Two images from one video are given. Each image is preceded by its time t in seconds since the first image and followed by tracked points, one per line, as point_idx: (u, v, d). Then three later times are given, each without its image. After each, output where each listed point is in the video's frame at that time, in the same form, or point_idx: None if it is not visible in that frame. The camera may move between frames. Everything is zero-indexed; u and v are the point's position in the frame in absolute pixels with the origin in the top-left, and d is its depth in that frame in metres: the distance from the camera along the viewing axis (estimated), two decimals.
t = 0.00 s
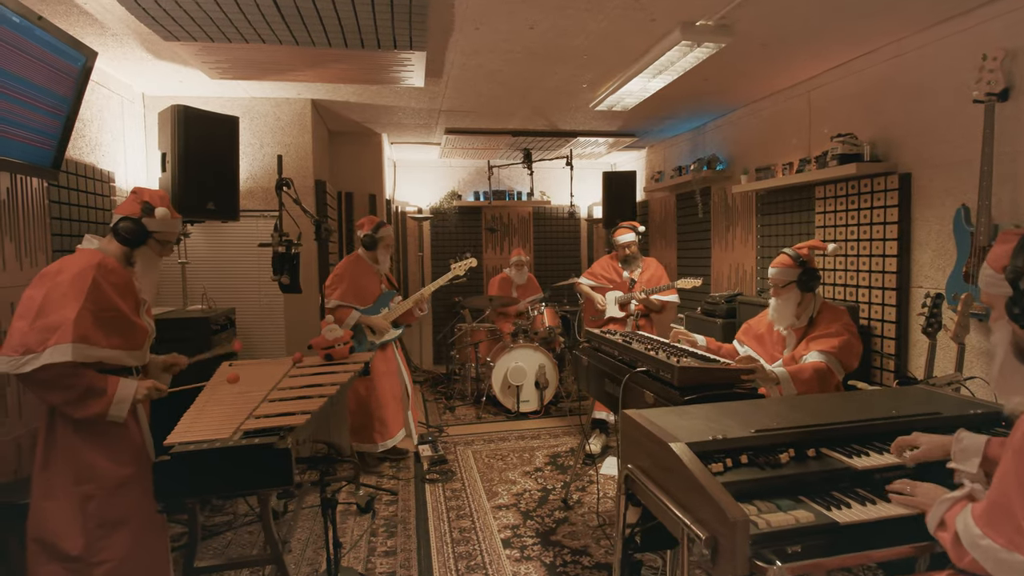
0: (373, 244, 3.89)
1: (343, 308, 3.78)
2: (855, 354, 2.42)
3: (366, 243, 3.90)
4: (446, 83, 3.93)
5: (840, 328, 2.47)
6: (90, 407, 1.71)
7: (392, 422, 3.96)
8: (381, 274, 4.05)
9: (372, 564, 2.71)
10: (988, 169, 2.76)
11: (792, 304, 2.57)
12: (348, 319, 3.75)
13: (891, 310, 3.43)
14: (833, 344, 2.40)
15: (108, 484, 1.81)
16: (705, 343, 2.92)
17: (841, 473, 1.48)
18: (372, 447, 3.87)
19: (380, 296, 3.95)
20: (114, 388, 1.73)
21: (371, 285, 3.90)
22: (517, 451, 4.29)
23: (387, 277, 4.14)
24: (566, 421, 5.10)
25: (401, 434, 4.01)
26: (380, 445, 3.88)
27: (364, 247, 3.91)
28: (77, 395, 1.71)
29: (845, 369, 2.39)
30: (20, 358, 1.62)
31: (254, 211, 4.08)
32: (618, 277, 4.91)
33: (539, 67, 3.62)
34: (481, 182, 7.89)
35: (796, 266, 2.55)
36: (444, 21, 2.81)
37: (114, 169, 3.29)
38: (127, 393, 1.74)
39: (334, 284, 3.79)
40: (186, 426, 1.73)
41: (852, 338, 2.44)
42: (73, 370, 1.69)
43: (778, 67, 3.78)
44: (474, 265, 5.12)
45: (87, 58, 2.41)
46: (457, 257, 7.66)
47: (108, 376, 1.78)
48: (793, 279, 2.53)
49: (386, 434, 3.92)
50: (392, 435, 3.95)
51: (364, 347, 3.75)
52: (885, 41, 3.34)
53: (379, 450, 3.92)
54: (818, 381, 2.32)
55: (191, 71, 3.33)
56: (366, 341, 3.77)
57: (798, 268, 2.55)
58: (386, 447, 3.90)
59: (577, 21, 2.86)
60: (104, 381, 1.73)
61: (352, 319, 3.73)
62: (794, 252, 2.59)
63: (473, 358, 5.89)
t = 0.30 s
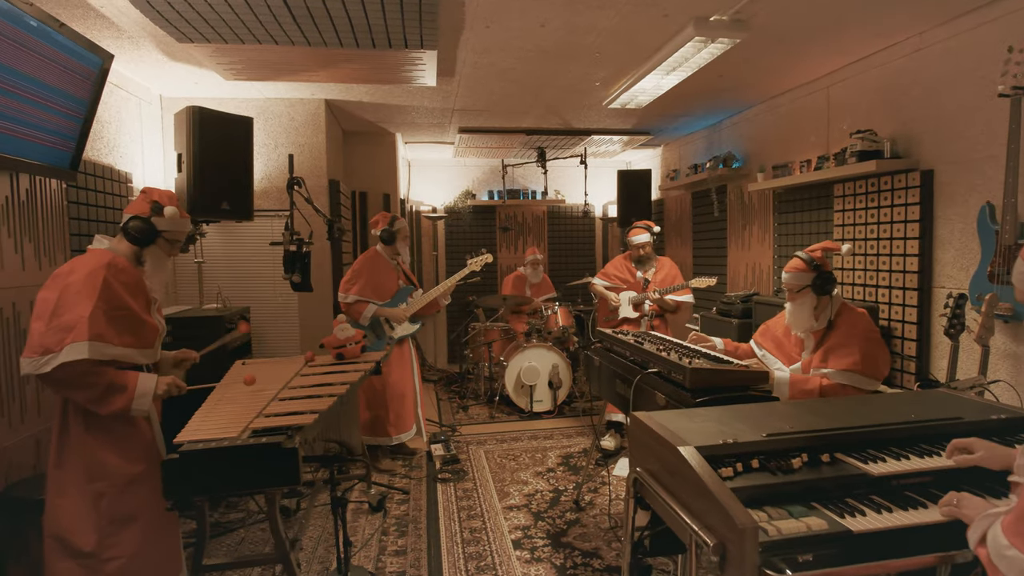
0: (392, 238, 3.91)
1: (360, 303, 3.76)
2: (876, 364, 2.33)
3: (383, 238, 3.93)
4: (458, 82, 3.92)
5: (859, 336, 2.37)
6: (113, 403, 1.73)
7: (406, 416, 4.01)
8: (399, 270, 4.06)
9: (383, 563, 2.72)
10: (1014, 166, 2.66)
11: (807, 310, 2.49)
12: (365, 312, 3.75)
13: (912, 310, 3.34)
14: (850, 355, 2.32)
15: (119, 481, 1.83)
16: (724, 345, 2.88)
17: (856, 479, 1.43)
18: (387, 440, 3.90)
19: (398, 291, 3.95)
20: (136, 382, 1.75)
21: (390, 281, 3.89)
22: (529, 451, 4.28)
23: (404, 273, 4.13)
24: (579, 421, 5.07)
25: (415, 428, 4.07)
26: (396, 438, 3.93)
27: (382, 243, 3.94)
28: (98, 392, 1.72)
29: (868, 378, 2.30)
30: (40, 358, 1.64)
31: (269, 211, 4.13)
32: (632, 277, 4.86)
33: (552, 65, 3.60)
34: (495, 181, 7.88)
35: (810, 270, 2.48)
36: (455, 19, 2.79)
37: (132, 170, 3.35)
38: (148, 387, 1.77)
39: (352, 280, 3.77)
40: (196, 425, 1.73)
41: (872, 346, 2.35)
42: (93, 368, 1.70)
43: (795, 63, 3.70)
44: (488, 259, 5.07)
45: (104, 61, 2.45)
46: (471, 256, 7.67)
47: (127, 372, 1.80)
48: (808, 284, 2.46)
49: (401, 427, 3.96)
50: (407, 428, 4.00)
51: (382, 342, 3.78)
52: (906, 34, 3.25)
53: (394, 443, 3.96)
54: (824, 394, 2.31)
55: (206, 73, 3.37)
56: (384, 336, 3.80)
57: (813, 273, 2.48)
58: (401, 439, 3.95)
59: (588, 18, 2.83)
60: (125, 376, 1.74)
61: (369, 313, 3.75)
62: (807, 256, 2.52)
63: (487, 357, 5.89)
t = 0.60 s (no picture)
0: (409, 241, 3.94)
1: (377, 302, 3.78)
2: (885, 366, 2.23)
3: (402, 241, 3.96)
4: (469, 82, 3.92)
5: (867, 335, 2.28)
6: (129, 403, 1.76)
7: (424, 416, 4.01)
8: (417, 273, 4.05)
9: (392, 563, 2.72)
10: None
11: (821, 309, 2.44)
12: (381, 311, 3.76)
13: (933, 312, 3.25)
14: (857, 355, 2.24)
15: (131, 479, 1.85)
16: (736, 346, 2.82)
17: (870, 486, 1.39)
18: (405, 442, 3.91)
19: (415, 293, 3.94)
20: (151, 383, 1.78)
21: (407, 283, 3.91)
22: (541, 452, 4.26)
23: (422, 275, 4.14)
24: (591, 422, 5.04)
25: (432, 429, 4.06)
26: (414, 441, 3.93)
27: (401, 245, 3.97)
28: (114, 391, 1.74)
29: (874, 380, 2.21)
30: (57, 358, 1.65)
31: (282, 211, 4.16)
32: (646, 277, 4.82)
33: (563, 63, 3.57)
34: (508, 181, 7.85)
35: (824, 269, 2.42)
36: (465, 18, 2.78)
37: (148, 171, 3.40)
38: (162, 388, 1.80)
39: (369, 279, 3.80)
40: (204, 424, 1.74)
41: (882, 347, 2.25)
42: (112, 368, 1.72)
43: (812, 59, 3.63)
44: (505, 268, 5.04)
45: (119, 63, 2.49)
46: (485, 256, 7.67)
47: (140, 371, 1.82)
48: (822, 282, 2.42)
49: (418, 429, 3.96)
50: (423, 430, 4.00)
51: (398, 342, 3.78)
52: (927, 28, 3.17)
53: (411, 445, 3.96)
54: (821, 395, 2.23)
55: (220, 74, 3.41)
56: (400, 336, 3.81)
57: (826, 270, 2.43)
58: (419, 442, 3.95)
59: (599, 15, 2.80)
60: (139, 376, 1.77)
61: (385, 312, 3.76)
62: (822, 254, 2.47)
63: (499, 357, 5.88)
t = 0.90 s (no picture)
0: (421, 237, 3.98)
1: (394, 297, 3.79)
2: (901, 365, 2.16)
3: (415, 238, 4.00)
4: (483, 82, 3.91)
5: (883, 332, 2.21)
6: (136, 405, 1.77)
7: (436, 413, 4.00)
8: (433, 270, 4.06)
9: (404, 562, 2.73)
10: None
11: (835, 309, 2.37)
12: (398, 307, 3.77)
13: (959, 314, 3.15)
14: (872, 351, 2.17)
15: (149, 475, 1.88)
16: (753, 348, 2.76)
17: (888, 495, 1.35)
18: (415, 437, 3.92)
19: (431, 291, 3.95)
20: (158, 387, 1.79)
21: (425, 280, 3.91)
22: (555, 453, 4.23)
23: (440, 273, 4.15)
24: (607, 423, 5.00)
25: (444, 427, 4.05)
26: (424, 436, 3.93)
27: (416, 243, 4.00)
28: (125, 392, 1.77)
29: (891, 379, 2.13)
30: (72, 357, 1.69)
31: (298, 212, 4.20)
32: (662, 277, 4.74)
33: (577, 62, 3.54)
34: (525, 181, 7.84)
35: (840, 268, 2.37)
36: (477, 17, 2.78)
37: (168, 172, 3.46)
38: (169, 393, 1.81)
39: (388, 274, 3.80)
40: (217, 424, 1.77)
41: (897, 344, 2.19)
42: (123, 368, 1.75)
43: (833, 54, 3.54)
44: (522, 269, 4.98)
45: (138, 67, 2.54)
46: (501, 256, 7.66)
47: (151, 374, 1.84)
48: (838, 282, 2.35)
49: (429, 425, 3.96)
50: (435, 426, 4.00)
51: (413, 338, 3.80)
52: (952, 22, 3.07)
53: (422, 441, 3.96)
54: (836, 394, 2.13)
55: (237, 77, 3.46)
56: (415, 332, 3.81)
57: (842, 269, 2.37)
58: (429, 438, 3.95)
59: (612, 14, 2.77)
60: (149, 379, 1.79)
61: (401, 308, 3.77)
62: (837, 254, 2.41)
63: (515, 358, 5.87)
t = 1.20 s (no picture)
0: (438, 236, 3.99)
1: (412, 297, 3.80)
2: (931, 365, 2.08)
3: (432, 236, 4.01)
4: (502, 80, 3.91)
5: (911, 332, 2.14)
6: (159, 401, 1.82)
7: (454, 412, 4.02)
8: (451, 268, 4.07)
9: (420, 561, 2.74)
10: None
11: (862, 308, 2.31)
12: (417, 308, 3.77)
13: (993, 316, 3.03)
14: (900, 351, 2.09)
15: (170, 470, 1.93)
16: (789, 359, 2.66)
17: (910, 504, 1.30)
18: (433, 436, 3.94)
19: (449, 290, 3.98)
20: (181, 383, 1.83)
21: (442, 279, 3.93)
22: (574, 453, 4.21)
23: (456, 271, 4.17)
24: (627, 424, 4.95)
25: (462, 425, 4.06)
26: (443, 434, 3.95)
27: (433, 241, 4.01)
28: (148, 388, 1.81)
29: (919, 379, 2.06)
30: (98, 353, 1.74)
31: (320, 211, 4.26)
32: (684, 277, 4.67)
33: (597, 59, 3.51)
34: (546, 180, 7.81)
35: (868, 267, 2.29)
36: (494, 16, 2.77)
37: (194, 173, 3.54)
38: (191, 389, 1.85)
39: (407, 274, 3.81)
40: (236, 421, 1.80)
41: (926, 343, 2.12)
42: (147, 365, 1.79)
43: (861, 47, 3.44)
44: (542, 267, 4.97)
45: (162, 70, 2.61)
46: (521, 255, 7.65)
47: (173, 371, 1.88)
48: (866, 282, 2.28)
49: (447, 424, 3.98)
50: (453, 425, 4.01)
51: (430, 337, 3.80)
52: (988, 11, 2.95)
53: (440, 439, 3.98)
54: (861, 396, 2.09)
55: (260, 79, 3.52)
56: (433, 332, 3.82)
57: (870, 269, 2.30)
58: (447, 437, 3.96)
59: (631, 10, 2.74)
60: (171, 376, 1.83)
61: (419, 309, 3.77)
62: (864, 253, 2.33)
63: (535, 357, 5.85)
